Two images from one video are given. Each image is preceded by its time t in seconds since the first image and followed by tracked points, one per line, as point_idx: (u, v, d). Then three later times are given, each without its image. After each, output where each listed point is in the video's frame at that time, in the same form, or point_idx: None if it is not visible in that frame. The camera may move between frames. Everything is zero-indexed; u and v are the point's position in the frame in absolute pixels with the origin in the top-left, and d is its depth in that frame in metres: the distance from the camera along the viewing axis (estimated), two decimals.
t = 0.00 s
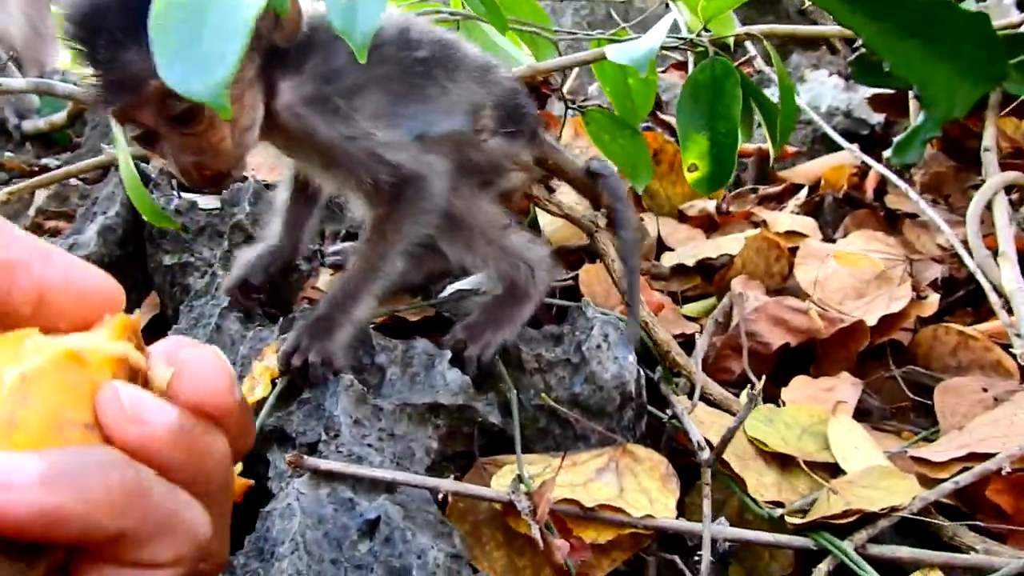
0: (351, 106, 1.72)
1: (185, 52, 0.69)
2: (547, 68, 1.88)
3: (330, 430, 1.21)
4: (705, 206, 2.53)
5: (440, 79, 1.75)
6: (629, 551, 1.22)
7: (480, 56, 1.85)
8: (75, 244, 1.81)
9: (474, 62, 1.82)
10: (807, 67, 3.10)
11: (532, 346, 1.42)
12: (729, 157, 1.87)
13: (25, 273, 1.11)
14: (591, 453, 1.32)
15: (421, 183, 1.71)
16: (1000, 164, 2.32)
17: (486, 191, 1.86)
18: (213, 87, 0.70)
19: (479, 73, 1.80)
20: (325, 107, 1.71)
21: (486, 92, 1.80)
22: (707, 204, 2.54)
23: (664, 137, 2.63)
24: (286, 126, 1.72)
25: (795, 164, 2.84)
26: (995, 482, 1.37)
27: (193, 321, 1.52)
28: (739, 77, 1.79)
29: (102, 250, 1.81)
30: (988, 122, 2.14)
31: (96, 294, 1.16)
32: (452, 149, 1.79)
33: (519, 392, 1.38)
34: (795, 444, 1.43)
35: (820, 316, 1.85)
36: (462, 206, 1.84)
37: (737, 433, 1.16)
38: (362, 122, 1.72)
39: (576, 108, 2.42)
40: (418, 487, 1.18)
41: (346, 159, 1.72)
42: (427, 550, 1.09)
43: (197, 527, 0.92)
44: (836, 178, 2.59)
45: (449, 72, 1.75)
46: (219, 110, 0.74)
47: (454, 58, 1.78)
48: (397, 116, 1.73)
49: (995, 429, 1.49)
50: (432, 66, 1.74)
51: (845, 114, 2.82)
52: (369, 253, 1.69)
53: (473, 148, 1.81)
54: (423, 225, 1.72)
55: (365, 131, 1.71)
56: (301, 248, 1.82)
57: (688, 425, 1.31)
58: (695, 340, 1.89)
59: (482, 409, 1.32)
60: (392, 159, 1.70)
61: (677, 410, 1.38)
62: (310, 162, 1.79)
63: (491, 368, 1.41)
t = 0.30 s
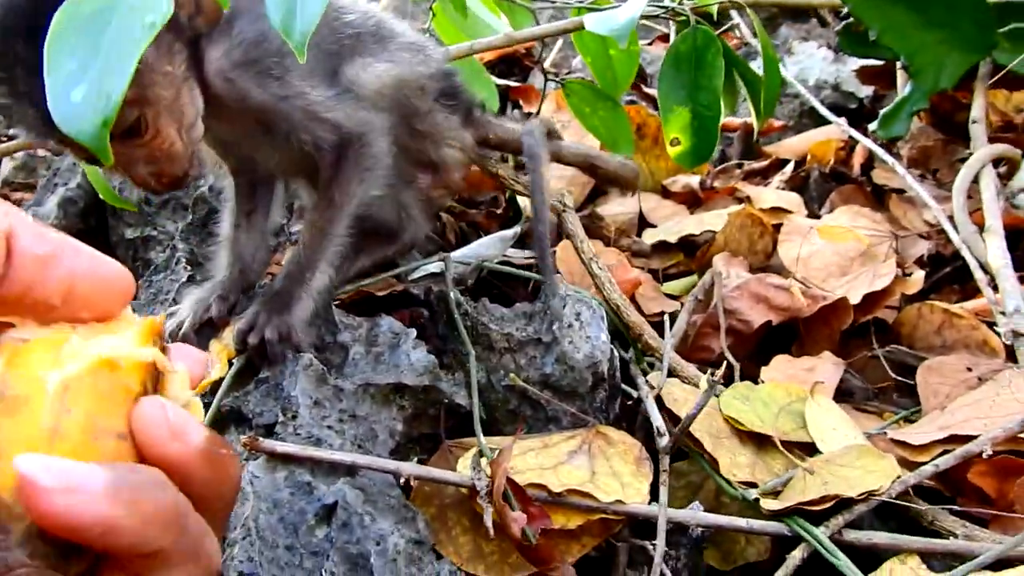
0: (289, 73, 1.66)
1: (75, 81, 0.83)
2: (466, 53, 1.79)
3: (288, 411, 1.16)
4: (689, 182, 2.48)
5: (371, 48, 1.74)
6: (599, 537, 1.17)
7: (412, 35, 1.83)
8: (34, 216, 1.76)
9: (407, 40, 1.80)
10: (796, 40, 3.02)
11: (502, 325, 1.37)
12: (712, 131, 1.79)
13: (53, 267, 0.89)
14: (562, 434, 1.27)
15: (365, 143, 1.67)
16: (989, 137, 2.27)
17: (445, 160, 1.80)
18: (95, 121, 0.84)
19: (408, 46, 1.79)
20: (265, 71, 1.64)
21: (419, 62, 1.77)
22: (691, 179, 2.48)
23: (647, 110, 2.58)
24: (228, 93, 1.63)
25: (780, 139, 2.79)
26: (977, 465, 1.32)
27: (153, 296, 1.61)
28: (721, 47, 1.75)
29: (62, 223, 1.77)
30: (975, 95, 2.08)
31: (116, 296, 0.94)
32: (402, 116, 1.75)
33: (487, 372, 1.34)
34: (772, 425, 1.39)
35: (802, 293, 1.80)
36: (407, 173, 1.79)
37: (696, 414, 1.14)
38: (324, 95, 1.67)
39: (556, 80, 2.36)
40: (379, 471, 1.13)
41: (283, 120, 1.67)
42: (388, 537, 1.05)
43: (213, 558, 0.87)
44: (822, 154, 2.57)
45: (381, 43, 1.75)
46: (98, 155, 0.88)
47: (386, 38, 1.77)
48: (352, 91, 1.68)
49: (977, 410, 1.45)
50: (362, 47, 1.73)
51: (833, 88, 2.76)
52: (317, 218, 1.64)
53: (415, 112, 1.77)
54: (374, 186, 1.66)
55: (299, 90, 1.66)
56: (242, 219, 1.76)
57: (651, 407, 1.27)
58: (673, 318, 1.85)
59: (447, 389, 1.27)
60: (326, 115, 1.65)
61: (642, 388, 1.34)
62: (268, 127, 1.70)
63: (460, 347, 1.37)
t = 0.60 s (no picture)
0: (263, 58, 1.69)
1: (33, 89, 0.86)
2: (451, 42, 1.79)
3: (274, 398, 1.17)
4: (677, 171, 2.49)
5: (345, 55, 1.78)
6: (584, 524, 1.18)
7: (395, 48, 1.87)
8: (21, 205, 1.75)
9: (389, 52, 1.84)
10: (784, 28, 3.02)
11: (488, 312, 1.37)
12: (699, 120, 1.80)
13: (87, 380, 0.99)
14: (548, 421, 1.27)
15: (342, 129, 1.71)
16: (976, 125, 2.28)
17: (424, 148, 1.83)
18: (49, 131, 0.87)
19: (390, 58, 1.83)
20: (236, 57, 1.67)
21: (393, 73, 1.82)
22: (678, 168, 2.49)
23: (636, 99, 2.58)
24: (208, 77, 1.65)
25: (768, 128, 2.80)
26: (960, 451, 1.33)
27: (142, 284, 1.57)
28: (708, 35, 1.76)
29: (51, 211, 1.75)
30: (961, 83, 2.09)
31: (139, 407, 1.02)
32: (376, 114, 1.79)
33: (474, 360, 1.35)
34: (756, 412, 1.40)
35: (787, 281, 1.81)
36: (391, 160, 1.80)
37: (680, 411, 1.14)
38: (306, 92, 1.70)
39: (545, 69, 2.36)
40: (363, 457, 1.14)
41: (261, 107, 1.70)
42: (373, 522, 1.05)
43: None
44: (811, 143, 2.58)
45: (358, 49, 1.78)
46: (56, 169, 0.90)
47: (362, 46, 1.80)
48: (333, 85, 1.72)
49: (960, 397, 1.46)
50: (336, 46, 1.76)
51: (821, 77, 2.77)
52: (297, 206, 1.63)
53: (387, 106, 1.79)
54: (355, 171, 1.70)
55: (270, 73, 1.69)
56: (224, 209, 1.76)
57: (630, 402, 1.28)
58: (661, 307, 1.85)
59: (434, 376, 1.28)
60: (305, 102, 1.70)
61: (625, 382, 1.35)
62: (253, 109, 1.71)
63: (447, 334, 1.37)
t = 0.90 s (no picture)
0: (248, 50, 1.68)
1: (8, 69, 0.94)
2: (448, 39, 1.79)
3: (273, 390, 1.18)
4: (676, 166, 2.48)
5: (343, 62, 1.80)
6: (582, 515, 1.19)
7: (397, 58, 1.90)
8: (20, 204, 1.75)
9: (390, 63, 1.88)
10: (782, 24, 3.02)
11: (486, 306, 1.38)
12: (696, 114, 1.81)
13: (101, 400, 0.98)
14: (546, 413, 1.28)
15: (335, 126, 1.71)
16: (974, 118, 2.28)
17: (420, 147, 1.85)
18: (19, 111, 0.95)
19: (392, 71, 1.87)
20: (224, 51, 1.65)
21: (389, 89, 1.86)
22: (677, 163, 2.49)
23: (633, 95, 2.59)
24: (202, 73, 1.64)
25: (766, 123, 2.80)
26: (958, 442, 1.33)
27: (142, 280, 1.58)
28: (705, 30, 1.76)
29: (51, 210, 1.76)
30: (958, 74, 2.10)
31: (148, 442, 0.99)
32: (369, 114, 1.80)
33: (473, 353, 1.34)
34: (754, 404, 1.40)
35: (785, 274, 1.81)
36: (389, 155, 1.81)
37: (675, 396, 1.14)
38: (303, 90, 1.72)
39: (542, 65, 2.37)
40: (360, 448, 1.14)
41: (246, 100, 1.70)
42: (372, 514, 1.06)
43: None
44: (809, 137, 2.60)
45: (356, 62, 1.81)
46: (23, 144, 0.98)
47: (364, 56, 1.83)
48: (325, 81, 1.75)
49: (958, 388, 1.47)
50: (330, 54, 1.78)
51: (818, 72, 2.77)
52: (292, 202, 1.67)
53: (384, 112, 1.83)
54: (345, 161, 1.72)
55: (263, 66, 1.70)
56: (223, 204, 1.76)
57: (628, 392, 1.29)
58: (659, 301, 1.86)
59: (432, 369, 1.28)
60: (290, 93, 1.71)
61: (623, 372, 1.35)
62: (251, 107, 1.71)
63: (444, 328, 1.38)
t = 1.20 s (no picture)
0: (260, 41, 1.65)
1: None
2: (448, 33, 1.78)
3: (270, 384, 1.16)
4: (678, 159, 2.47)
5: (362, 59, 1.79)
6: (584, 508, 1.17)
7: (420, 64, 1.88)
8: (19, 202, 1.75)
9: (413, 68, 1.86)
10: (785, 16, 3.00)
11: (485, 298, 1.36)
12: (697, 106, 1.79)
13: (156, 390, 0.98)
14: (547, 405, 1.26)
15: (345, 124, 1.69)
16: (979, 108, 2.26)
17: (433, 154, 1.79)
18: (8, 114, 0.90)
19: (414, 75, 1.85)
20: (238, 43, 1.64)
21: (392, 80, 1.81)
22: (680, 157, 2.47)
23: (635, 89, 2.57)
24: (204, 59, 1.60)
25: (769, 116, 2.78)
26: (965, 433, 1.32)
27: (140, 275, 1.56)
28: (705, 21, 1.75)
29: (50, 207, 1.75)
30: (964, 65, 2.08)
31: (192, 425, 1.01)
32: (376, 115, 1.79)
33: (473, 346, 1.34)
34: (758, 395, 1.39)
35: (788, 266, 1.80)
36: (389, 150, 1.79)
37: (675, 386, 1.13)
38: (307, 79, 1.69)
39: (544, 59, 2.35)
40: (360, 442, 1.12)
41: (251, 85, 1.67)
42: (371, 508, 1.04)
43: None
44: (813, 130, 2.57)
45: (351, 48, 1.78)
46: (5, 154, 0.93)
47: (385, 57, 1.82)
48: (332, 69, 1.73)
49: (964, 378, 1.45)
50: (349, 47, 1.78)
51: (822, 64, 2.75)
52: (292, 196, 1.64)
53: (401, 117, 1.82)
54: (350, 152, 1.70)
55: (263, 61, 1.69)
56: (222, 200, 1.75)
57: (629, 383, 1.27)
58: (662, 294, 1.84)
59: (431, 362, 1.27)
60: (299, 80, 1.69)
61: (624, 363, 1.33)
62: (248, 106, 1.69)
63: (443, 322, 1.37)
